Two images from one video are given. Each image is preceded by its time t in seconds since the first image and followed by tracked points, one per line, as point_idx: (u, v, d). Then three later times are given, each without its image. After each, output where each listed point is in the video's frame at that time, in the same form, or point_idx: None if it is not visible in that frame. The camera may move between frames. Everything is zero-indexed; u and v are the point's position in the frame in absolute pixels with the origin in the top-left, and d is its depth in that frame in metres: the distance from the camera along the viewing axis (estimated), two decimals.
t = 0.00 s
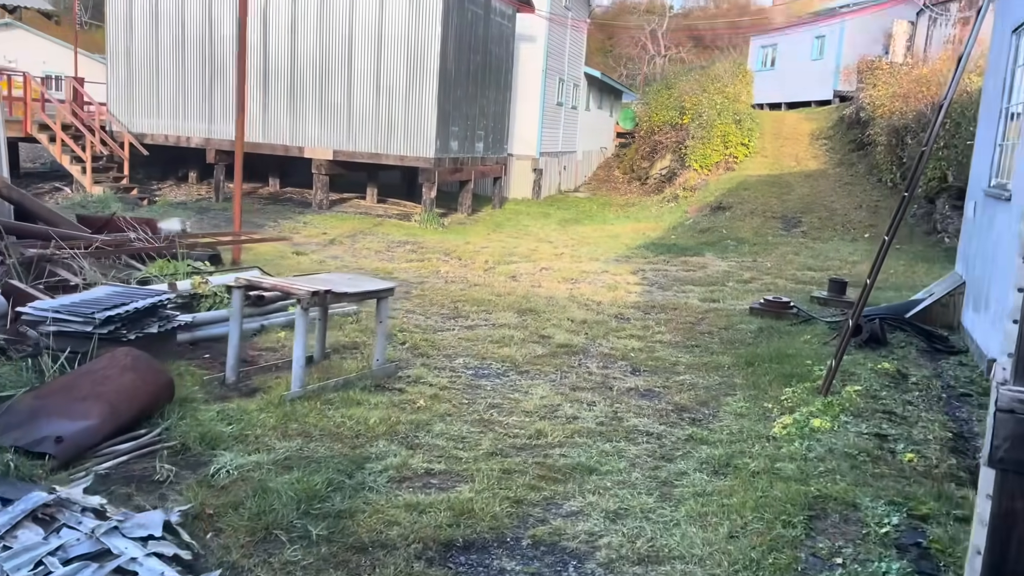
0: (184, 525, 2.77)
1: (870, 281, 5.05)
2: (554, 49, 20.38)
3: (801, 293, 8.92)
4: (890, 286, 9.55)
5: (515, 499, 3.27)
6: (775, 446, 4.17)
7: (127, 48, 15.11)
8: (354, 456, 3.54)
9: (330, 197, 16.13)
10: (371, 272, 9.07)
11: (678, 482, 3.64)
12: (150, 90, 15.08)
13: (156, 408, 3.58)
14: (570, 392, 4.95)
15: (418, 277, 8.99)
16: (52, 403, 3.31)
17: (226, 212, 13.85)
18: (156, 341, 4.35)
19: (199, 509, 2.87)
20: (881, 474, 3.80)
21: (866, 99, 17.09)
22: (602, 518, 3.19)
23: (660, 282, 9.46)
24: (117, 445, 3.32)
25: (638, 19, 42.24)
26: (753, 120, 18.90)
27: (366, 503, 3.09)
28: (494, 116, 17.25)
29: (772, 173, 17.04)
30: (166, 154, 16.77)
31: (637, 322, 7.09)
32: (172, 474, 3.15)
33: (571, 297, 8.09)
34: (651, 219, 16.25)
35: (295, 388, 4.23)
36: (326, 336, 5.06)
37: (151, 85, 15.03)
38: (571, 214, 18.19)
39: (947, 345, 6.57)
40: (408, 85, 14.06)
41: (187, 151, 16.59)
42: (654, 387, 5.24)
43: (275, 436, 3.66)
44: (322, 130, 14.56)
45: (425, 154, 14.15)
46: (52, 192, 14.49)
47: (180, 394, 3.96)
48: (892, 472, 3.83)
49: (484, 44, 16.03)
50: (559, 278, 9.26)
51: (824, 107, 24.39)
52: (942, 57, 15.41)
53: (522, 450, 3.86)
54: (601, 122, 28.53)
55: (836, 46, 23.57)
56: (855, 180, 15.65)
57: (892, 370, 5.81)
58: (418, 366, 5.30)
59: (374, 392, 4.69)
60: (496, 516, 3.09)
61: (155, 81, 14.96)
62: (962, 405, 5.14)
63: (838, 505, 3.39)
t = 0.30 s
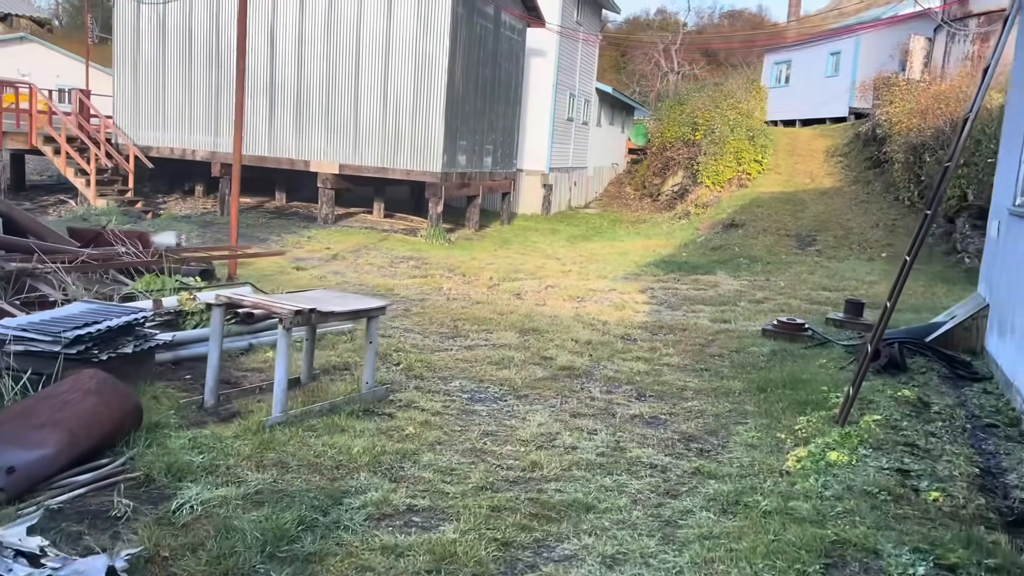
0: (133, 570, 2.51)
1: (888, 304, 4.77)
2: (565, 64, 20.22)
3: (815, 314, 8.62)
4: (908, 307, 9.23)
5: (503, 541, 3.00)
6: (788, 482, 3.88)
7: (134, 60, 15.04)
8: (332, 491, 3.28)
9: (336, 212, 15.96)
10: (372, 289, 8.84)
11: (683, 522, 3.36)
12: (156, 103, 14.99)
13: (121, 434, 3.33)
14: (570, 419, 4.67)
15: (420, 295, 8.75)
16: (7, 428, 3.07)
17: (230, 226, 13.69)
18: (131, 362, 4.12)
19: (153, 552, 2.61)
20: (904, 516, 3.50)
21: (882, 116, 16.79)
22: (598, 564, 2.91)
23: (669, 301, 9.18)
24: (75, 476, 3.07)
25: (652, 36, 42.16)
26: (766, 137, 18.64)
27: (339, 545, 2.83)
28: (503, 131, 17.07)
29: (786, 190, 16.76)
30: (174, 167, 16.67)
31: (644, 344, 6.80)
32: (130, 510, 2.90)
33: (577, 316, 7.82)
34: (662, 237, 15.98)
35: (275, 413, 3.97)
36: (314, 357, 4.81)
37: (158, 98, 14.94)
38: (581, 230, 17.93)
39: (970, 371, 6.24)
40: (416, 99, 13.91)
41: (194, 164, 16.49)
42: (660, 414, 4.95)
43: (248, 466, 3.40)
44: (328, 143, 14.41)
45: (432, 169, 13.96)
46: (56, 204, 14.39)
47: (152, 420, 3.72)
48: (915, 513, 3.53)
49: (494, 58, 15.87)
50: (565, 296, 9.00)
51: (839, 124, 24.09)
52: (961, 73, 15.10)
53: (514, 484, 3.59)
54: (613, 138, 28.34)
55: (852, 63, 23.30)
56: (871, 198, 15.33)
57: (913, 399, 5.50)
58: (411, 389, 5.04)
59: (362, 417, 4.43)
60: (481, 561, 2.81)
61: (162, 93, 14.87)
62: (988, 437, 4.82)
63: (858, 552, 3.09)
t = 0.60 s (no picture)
0: None
1: (921, 320, 4.48)
2: (581, 75, 19.99)
3: (839, 330, 8.26)
4: (937, 323, 8.83)
5: None
6: (816, 517, 3.54)
7: (146, 72, 14.98)
8: (314, 526, 2.99)
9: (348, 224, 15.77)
10: (379, 304, 8.57)
11: (701, 562, 3.03)
12: (168, 115, 14.90)
13: (87, 462, 3.07)
14: (579, 444, 4.36)
15: (428, 309, 8.47)
16: None
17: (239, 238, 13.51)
18: (109, 381, 3.87)
19: None
20: (947, 557, 3.15)
21: (906, 126, 16.37)
22: None
23: (686, 316, 8.85)
24: (31, 509, 2.81)
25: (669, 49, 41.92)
26: (786, 148, 18.27)
27: None
28: (518, 142, 16.82)
29: (806, 202, 16.37)
30: (185, 180, 16.57)
31: (659, 362, 6.47)
32: (86, 549, 2.63)
33: (590, 331, 7.50)
34: (679, 250, 15.63)
35: (260, 439, 3.69)
36: (307, 376, 4.54)
37: (169, 109, 14.85)
38: (596, 243, 17.62)
39: (1008, 393, 5.85)
40: (428, 110, 13.71)
41: (205, 176, 16.38)
42: (676, 438, 4.62)
43: (224, 498, 3.12)
44: (340, 155, 14.22)
45: (444, 181, 13.72)
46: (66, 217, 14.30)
47: (126, 445, 3.46)
48: (960, 555, 3.17)
49: (508, 69, 15.67)
50: (578, 311, 8.69)
51: (861, 136, 23.65)
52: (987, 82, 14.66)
53: (515, 519, 3.29)
54: (630, 150, 28.05)
55: (873, 74, 22.86)
56: (895, 211, 14.92)
57: (948, 423, 5.13)
58: (410, 410, 4.74)
59: (356, 441, 4.14)
60: None
61: (173, 105, 14.78)
62: None
63: None
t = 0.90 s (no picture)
0: None
1: (964, 346, 4.22)
2: (595, 85, 19.74)
3: (866, 348, 7.89)
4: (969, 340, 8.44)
5: None
6: (853, 565, 3.21)
7: (156, 86, 14.88)
8: None
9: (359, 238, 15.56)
10: (387, 321, 8.31)
11: None
12: (177, 128, 14.78)
13: (51, 508, 2.80)
14: (592, 479, 4.05)
15: (438, 326, 8.19)
16: None
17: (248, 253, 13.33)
18: (88, 414, 3.61)
19: None
20: None
21: (929, 135, 15.97)
22: None
23: (705, 333, 8.52)
24: None
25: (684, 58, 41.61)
26: (806, 158, 17.90)
27: None
28: (531, 154, 16.57)
29: (827, 213, 15.97)
30: (196, 193, 16.44)
31: (678, 384, 6.14)
32: None
33: (605, 351, 7.20)
34: (697, 263, 15.30)
35: (246, 477, 3.41)
36: (303, 405, 4.27)
37: (179, 123, 14.73)
38: (612, 256, 17.30)
39: None
40: (439, 122, 13.49)
41: (216, 190, 16.24)
42: (697, 472, 4.30)
43: (201, 548, 2.84)
44: (350, 168, 14.02)
45: (456, 193, 13.47)
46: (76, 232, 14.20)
47: (99, 486, 3.19)
48: None
49: (521, 79, 15.44)
50: (593, 328, 8.38)
51: (882, 144, 23.19)
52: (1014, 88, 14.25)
53: (522, 570, 2.98)
54: (645, 160, 27.73)
55: (893, 82, 22.46)
56: (919, 222, 14.51)
57: (991, 452, 4.77)
58: (413, 440, 4.45)
59: (352, 477, 3.85)
60: None
61: (183, 119, 14.67)
62: None
63: None
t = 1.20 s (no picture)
0: None
1: (1003, 364, 3.96)
2: (607, 91, 19.51)
3: (890, 361, 7.58)
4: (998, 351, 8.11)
5: None
6: None
7: (164, 97, 14.77)
8: None
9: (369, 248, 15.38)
10: (394, 335, 8.09)
11: None
12: (185, 140, 14.66)
13: (15, 554, 2.58)
14: (604, 510, 3.78)
15: (446, 340, 7.96)
16: None
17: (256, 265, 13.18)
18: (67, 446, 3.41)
19: None
20: None
21: (948, 138, 15.63)
22: None
23: (722, 346, 8.23)
24: None
25: (696, 64, 41.38)
26: (822, 163, 17.58)
27: None
28: (543, 162, 16.35)
29: (846, 219, 15.63)
30: (204, 205, 16.32)
31: (695, 402, 5.84)
32: None
33: (618, 365, 6.94)
34: (712, 270, 15.00)
35: (233, 514, 3.19)
36: (298, 432, 4.03)
37: (187, 135, 14.61)
38: (625, 264, 17.03)
39: None
40: (449, 131, 13.30)
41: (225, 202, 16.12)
42: (717, 501, 4.03)
43: None
44: (359, 178, 13.84)
45: (467, 202, 13.27)
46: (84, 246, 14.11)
47: (74, 527, 2.98)
48: None
49: (532, 87, 15.24)
50: (606, 341, 8.13)
51: (899, 149, 22.83)
52: None
53: None
54: (658, 167, 27.44)
55: (910, 86, 22.11)
56: (940, 227, 14.17)
57: None
58: (415, 467, 4.21)
59: (348, 510, 3.61)
60: None
61: (191, 130, 14.55)
62: None
63: None
